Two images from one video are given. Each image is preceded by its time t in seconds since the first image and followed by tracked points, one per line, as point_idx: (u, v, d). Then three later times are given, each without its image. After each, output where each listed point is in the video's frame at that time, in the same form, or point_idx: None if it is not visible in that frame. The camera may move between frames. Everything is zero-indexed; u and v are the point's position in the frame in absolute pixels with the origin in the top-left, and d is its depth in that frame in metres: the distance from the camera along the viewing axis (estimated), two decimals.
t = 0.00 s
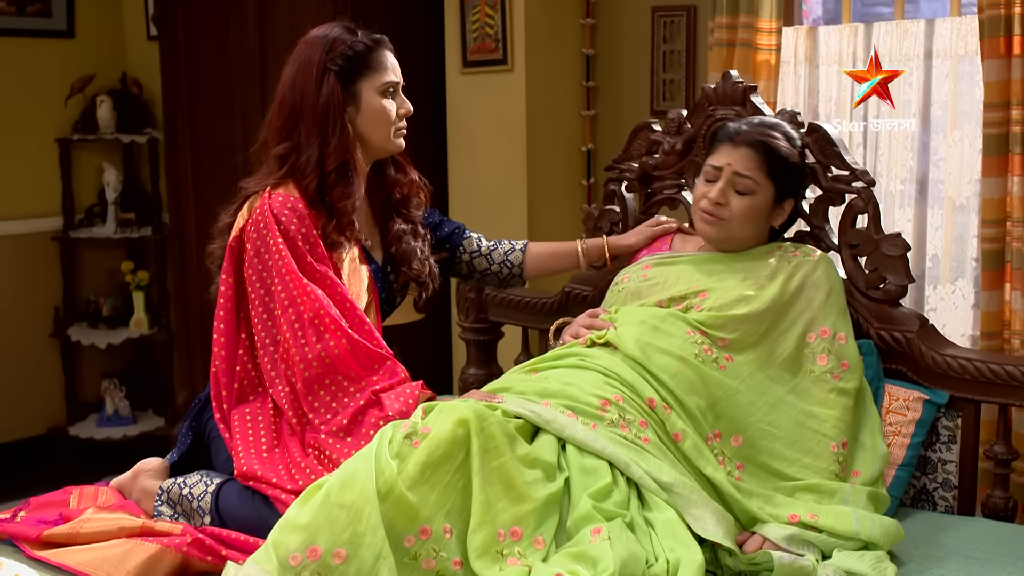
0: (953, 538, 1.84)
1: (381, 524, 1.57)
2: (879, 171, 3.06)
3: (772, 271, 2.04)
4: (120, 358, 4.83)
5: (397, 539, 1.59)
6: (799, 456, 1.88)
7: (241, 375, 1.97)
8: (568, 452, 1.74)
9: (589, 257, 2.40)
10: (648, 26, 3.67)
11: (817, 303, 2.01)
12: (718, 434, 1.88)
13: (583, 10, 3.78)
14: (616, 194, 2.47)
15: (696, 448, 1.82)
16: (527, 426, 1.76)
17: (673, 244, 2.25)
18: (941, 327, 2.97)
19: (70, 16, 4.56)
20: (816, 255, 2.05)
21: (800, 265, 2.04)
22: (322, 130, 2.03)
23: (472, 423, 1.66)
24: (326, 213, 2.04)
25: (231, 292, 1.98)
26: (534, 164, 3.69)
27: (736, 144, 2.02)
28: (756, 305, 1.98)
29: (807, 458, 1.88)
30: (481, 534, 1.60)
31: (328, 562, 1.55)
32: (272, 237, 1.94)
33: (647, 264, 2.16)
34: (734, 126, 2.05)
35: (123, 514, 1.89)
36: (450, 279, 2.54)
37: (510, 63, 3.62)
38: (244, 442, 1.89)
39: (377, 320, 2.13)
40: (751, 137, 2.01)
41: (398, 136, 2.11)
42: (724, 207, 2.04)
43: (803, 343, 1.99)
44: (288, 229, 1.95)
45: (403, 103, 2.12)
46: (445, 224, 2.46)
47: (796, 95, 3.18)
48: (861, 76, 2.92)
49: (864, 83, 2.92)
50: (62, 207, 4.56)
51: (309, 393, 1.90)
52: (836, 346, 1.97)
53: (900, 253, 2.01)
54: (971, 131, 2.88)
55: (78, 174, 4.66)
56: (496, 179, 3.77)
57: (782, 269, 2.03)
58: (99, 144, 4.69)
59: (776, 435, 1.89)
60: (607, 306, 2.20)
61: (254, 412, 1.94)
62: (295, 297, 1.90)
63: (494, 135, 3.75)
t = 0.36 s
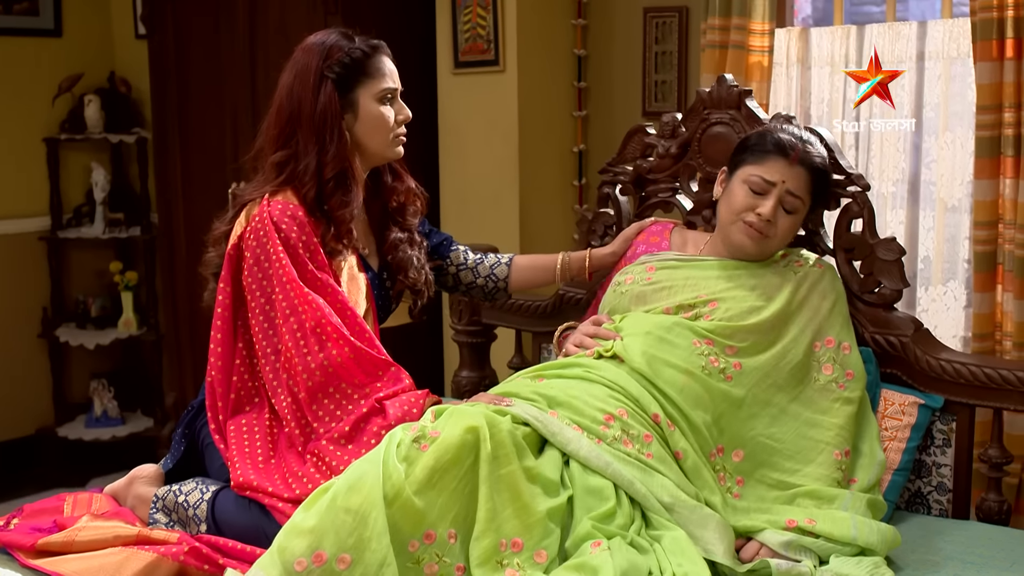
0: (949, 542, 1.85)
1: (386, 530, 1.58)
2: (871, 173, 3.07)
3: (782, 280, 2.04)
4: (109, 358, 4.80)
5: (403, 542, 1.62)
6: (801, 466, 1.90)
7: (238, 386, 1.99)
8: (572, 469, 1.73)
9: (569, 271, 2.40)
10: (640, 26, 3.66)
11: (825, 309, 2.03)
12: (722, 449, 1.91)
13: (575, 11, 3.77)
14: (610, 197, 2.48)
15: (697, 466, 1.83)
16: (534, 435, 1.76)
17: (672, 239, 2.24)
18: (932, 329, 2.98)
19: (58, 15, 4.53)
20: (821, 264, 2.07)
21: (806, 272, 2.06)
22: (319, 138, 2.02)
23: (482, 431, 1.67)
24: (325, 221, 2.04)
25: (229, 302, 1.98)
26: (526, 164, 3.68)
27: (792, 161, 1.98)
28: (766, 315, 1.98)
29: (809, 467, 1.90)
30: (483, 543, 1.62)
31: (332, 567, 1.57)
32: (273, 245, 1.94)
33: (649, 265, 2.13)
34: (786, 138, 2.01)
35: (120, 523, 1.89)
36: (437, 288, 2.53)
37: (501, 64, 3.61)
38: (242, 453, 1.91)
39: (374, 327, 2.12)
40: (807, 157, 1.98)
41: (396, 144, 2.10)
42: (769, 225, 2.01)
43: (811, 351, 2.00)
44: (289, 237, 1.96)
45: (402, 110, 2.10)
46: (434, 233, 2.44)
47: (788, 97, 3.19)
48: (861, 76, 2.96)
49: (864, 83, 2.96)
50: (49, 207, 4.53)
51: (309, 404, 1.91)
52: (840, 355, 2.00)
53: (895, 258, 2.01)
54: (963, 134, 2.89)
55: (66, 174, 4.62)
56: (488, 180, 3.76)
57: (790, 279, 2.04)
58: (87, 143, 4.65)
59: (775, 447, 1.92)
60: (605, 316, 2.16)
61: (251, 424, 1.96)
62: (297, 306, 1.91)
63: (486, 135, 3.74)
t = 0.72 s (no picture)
0: (931, 543, 1.87)
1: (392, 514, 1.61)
2: (849, 172, 3.08)
3: (772, 280, 2.05)
4: (85, 357, 4.76)
5: (411, 521, 1.65)
6: (784, 470, 1.92)
7: (219, 393, 1.97)
8: (560, 473, 1.74)
9: (531, 266, 2.35)
10: (619, 24, 3.66)
11: (814, 307, 2.05)
12: (711, 454, 1.91)
13: (553, 9, 3.75)
14: (591, 198, 2.46)
15: (683, 476, 1.83)
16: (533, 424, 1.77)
17: (660, 232, 2.24)
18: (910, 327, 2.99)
19: (30, 11, 4.48)
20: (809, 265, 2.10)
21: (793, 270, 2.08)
22: (289, 141, 2.01)
23: (485, 412, 1.67)
24: (298, 223, 2.03)
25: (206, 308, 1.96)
26: (506, 163, 3.68)
27: (795, 163, 2.00)
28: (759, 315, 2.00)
29: (790, 471, 1.91)
30: (486, 520, 1.63)
31: (342, 553, 1.59)
32: (250, 249, 1.92)
33: (639, 262, 2.11)
34: (785, 140, 2.02)
35: (101, 531, 1.87)
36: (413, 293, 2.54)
37: (480, 62, 3.60)
38: (228, 463, 1.89)
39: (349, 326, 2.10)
40: (808, 159, 2.01)
41: (368, 146, 2.10)
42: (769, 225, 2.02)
43: (797, 352, 2.01)
44: (264, 240, 1.94)
45: (375, 111, 2.10)
46: (405, 237, 2.48)
47: (767, 96, 3.20)
48: (861, 76, 3.00)
49: (864, 84, 3.00)
50: (22, 205, 4.48)
51: (295, 407, 1.90)
52: (826, 357, 2.01)
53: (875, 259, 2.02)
54: (941, 133, 2.90)
55: (39, 171, 4.57)
56: (467, 178, 3.75)
57: (780, 278, 2.06)
58: (61, 140, 4.60)
59: (756, 453, 1.94)
60: (589, 318, 2.14)
61: (233, 429, 1.94)
62: (281, 307, 1.89)
63: (465, 134, 3.72)
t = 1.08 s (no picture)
0: (925, 539, 1.88)
1: (377, 516, 1.59)
2: (840, 166, 3.08)
3: (746, 266, 2.00)
4: (72, 350, 4.74)
5: (396, 524, 1.62)
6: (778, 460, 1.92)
7: (204, 396, 1.97)
8: (553, 473, 1.74)
9: (495, 265, 2.32)
10: (609, 17, 3.65)
11: (792, 292, 2.00)
12: (696, 448, 1.91)
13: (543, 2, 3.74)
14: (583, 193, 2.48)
15: (672, 476, 1.82)
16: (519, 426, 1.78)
17: (631, 223, 2.17)
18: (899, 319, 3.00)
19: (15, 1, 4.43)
20: (785, 242, 2.06)
21: (769, 250, 2.03)
22: (249, 138, 1.98)
23: (467, 414, 1.66)
24: (263, 220, 2.02)
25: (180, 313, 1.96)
26: (496, 155, 3.67)
27: (722, 120, 1.95)
28: (735, 307, 1.96)
29: (785, 457, 1.93)
30: (478, 523, 1.61)
31: (329, 553, 1.58)
32: (221, 248, 1.92)
33: (609, 257, 2.07)
34: (716, 103, 1.98)
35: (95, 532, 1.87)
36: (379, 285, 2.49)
37: (470, 55, 3.58)
38: (217, 466, 1.89)
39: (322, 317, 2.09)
40: (737, 116, 1.95)
41: (329, 141, 2.07)
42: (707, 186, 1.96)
43: (785, 334, 1.98)
44: (233, 239, 1.94)
45: (335, 107, 2.08)
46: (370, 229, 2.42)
47: (757, 90, 3.19)
48: (862, 76, 2.99)
49: (865, 83, 2.98)
50: (7, 197, 4.44)
51: (279, 402, 1.90)
52: (814, 335, 1.99)
53: (868, 257, 2.03)
54: (932, 127, 2.90)
55: (25, 163, 4.53)
56: (457, 172, 3.74)
57: (755, 263, 2.00)
58: (46, 132, 4.56)
59: (753, 442, 1.93)
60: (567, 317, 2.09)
61: (222, 431, 1.94)
62: (259, 303, 1.89)
63: (455, 126, 3.70)
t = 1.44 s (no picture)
0: (934, 535, 1.89)
1: (380, 522, 1.61)
2: (847, 158, 3.08)
3: (737, 259, 1.91)
4: (76, 338, 4.74)
5: (397, 537, 1.63)
6: (780, 459, 1.91)
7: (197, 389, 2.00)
8: (560, 478, 1.73)
9: (495, 221, 2.32)
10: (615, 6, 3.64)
11: (791, 279, 1.94)
12: (696, 452, 1.90)
13: None
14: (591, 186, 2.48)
15: (677, 479, 1.82)
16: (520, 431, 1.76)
17: (625, 208, 2.11)
18: (907, 310, 3.01)
19: None
20: (779, 229, 1.96)
21: (765, 240, 1.94)
22: (220, 135, 2.00)
23: (465, 424, 1.67)
24: (246, 212, 2.03)
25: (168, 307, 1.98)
26: (501, 146, 3.66)
27: (693, 103, 1.88)
28: (727, 309, 1.89)
29: (786, 459, 1.92)
30: (484, 534, 1.62)
31: (334, 563, 1.59)
32: (212, 240, 1.94)
33: (596, 254, 1.99)
34: (688, 85, 1.92)
35: (93, 524, 1.91)
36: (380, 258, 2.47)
37: (475, 45, 3.57)
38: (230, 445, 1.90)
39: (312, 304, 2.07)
40: (710, 98, 1.88)
41: (302, 140, 2.05)
42: (679, 174, 1.88)
43: (784, 328, 1.94)
44: (225, 232, 1.96)
45: (310, 102, 2.05)
46: (365, 202, 2.40)
47: (764, 80, 3.19)
48: (861, 75, 2.99)
49: (864, 83, 2.98)
50: (11, 186, 4.43)
51: (283, 382, 1.94)
52: (815, 323, 1.96)
53: (877, 252, 2.03)
54: (939, 119, 2.89)
55: (29, 152, 4.52)
56: (462, 162, 3.73)
57: (749, 254, 1.92)
58: (50, 120, 4.55)
59: (756, 441, 1.91)
60: (561, 321, 2.03)
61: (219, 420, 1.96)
62: (258, 288, 1.92)
63: (460, 116, 3.70)
